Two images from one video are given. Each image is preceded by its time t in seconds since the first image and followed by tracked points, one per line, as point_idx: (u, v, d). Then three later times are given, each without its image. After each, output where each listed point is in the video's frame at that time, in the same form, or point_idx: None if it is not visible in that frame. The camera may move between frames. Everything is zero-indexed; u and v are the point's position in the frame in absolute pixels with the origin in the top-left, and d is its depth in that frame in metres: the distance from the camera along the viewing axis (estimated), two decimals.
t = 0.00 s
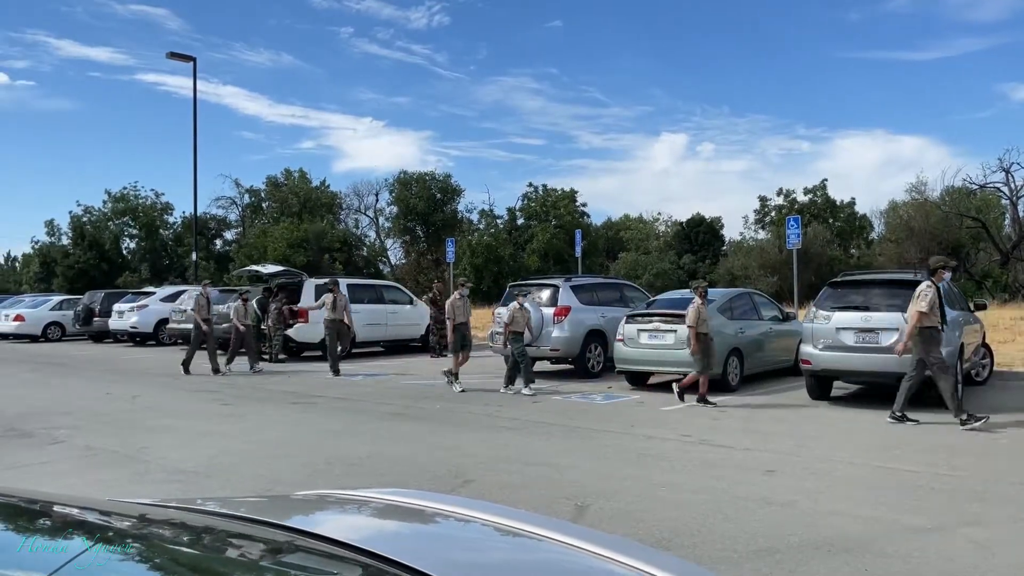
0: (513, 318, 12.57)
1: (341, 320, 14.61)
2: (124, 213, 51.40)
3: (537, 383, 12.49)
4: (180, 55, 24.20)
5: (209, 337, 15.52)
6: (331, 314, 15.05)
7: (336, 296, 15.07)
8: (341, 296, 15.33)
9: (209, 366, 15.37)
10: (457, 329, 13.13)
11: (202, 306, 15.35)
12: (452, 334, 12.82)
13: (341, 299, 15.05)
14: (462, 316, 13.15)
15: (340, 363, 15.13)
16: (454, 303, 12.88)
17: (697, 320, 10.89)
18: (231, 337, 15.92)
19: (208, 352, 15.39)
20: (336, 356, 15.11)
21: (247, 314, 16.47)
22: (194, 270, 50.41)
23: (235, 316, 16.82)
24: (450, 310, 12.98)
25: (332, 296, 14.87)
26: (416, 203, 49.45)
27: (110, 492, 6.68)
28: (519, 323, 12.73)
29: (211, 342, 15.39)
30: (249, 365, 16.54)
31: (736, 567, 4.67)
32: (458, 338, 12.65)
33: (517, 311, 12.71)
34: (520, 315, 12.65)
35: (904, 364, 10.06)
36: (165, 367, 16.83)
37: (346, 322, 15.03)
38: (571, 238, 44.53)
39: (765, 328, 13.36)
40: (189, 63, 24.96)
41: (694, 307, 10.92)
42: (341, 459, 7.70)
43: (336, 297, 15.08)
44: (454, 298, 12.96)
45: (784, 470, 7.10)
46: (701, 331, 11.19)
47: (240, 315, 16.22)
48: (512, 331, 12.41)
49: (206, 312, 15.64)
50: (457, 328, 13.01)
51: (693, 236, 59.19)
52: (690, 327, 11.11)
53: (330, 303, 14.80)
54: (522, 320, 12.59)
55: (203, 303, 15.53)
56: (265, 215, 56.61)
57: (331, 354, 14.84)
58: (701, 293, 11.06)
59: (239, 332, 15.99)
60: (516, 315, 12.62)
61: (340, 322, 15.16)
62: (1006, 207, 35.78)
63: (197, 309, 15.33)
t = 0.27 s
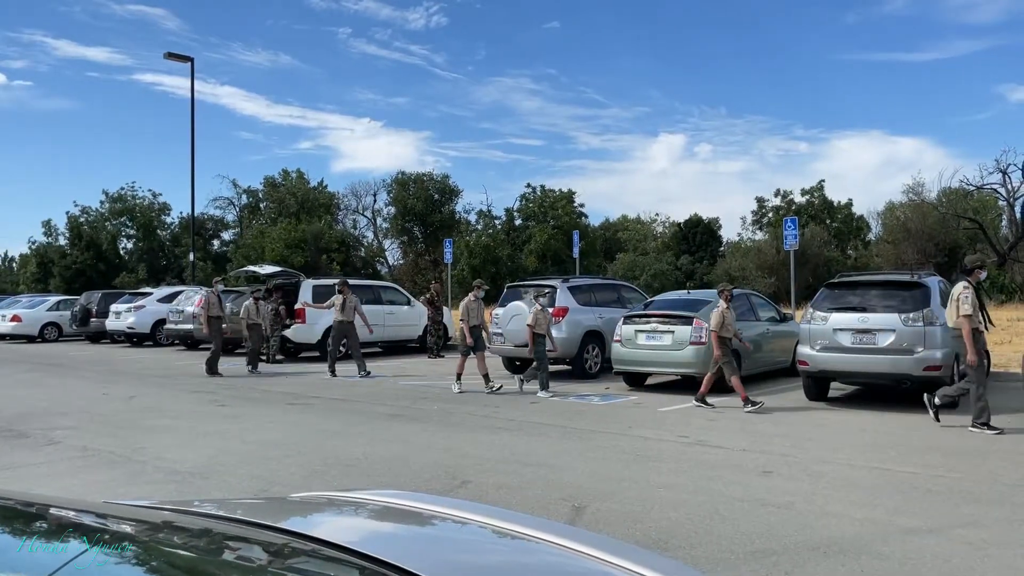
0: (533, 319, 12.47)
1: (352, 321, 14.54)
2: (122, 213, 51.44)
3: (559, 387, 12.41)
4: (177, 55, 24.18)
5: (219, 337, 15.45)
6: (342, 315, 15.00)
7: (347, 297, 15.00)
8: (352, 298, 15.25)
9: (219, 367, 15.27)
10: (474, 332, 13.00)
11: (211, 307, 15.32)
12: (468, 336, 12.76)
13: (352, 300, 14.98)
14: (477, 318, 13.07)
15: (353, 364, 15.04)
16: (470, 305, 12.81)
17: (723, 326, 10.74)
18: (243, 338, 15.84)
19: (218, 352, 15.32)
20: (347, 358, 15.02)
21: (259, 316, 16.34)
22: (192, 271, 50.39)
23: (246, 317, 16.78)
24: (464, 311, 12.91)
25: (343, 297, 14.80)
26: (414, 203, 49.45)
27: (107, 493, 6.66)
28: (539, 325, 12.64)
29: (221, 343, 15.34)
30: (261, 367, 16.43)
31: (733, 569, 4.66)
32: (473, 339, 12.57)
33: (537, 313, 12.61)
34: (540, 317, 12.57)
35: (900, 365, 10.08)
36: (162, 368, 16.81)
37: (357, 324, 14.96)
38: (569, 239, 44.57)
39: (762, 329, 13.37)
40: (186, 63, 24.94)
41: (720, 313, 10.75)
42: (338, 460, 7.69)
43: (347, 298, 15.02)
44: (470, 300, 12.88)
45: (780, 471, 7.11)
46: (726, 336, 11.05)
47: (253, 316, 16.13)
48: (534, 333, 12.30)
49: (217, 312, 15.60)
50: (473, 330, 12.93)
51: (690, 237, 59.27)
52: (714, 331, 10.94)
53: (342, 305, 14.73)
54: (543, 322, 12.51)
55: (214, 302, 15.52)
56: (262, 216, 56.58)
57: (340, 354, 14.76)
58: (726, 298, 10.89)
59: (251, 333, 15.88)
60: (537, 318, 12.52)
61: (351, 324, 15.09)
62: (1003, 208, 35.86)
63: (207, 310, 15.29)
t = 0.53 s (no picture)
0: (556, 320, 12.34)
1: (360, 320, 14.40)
2: (118, 213, 51.27)
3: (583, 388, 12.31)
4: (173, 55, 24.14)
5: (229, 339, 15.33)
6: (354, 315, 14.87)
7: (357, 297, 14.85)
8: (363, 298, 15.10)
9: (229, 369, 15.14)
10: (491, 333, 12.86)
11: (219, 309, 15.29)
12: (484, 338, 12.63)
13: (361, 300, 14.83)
14: (494, 318, 12.93)
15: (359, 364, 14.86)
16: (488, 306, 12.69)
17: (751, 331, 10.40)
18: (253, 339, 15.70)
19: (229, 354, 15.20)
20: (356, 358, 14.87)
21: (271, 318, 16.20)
22: (188, 272, 50.33)
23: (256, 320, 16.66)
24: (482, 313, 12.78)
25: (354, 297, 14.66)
26: (411, 204, 49.43)
27: (101, 494, 6.63)
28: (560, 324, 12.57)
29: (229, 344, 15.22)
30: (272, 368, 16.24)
31: (729, 570, 4.65)
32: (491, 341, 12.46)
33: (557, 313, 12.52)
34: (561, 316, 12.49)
35: (897, 366, 10.09)
36: (157, 369, 16.76)
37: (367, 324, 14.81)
38: (565, 240, 44.57)
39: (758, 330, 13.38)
40: (182, 63, 24.90)
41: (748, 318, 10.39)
42: (334, 461, 7.67)
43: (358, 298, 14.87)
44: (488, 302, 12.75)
45: (777, 472, 7.12)
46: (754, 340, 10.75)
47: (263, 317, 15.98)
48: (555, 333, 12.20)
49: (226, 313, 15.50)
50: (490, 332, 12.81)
51: (687, 238, 59.33)
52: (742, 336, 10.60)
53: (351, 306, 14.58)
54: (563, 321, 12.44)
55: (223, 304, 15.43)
56: (259, 216, 56.51)
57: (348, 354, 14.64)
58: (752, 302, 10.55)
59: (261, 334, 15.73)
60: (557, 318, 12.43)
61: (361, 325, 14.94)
62: (999, 210, 35.95)
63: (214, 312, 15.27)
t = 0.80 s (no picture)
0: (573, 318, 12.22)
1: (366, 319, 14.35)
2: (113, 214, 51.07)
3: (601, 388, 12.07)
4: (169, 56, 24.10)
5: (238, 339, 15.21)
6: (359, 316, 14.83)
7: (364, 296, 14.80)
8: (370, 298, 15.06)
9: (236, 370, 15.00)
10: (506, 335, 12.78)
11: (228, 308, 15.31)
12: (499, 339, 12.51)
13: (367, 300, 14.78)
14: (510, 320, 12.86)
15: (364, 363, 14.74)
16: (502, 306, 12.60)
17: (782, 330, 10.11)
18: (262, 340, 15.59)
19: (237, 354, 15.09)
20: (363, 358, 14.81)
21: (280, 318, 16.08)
22: (183, 272, 50.23)
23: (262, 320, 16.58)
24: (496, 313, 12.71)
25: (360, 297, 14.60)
26: (407, 205, 49.41)
27: (96, 495, 6.61)
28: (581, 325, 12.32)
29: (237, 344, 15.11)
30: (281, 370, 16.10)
31: (725, 571, 4.65)
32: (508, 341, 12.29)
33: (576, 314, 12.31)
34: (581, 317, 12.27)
35: (891, 366, 10.11)
36: (152, 370, 16.71)
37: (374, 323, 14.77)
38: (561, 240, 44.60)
39: (753, 331, 13.38)
40: (177, 64, 24.86)
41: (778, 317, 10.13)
42: (329, 462, 7.65)
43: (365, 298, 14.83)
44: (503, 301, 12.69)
45: (772, 473, 7.13)
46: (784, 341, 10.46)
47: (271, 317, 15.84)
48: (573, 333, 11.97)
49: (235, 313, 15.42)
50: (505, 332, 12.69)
51: (682, 238, 59.44)
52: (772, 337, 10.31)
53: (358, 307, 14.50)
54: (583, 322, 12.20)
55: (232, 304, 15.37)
56: (254, 217, 56.46)
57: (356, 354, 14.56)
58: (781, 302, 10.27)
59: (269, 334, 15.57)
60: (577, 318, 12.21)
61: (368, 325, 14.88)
62: (993, 211, 36.05)
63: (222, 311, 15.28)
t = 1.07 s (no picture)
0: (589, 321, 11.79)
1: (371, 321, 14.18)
2: (106, 214, 50.88)
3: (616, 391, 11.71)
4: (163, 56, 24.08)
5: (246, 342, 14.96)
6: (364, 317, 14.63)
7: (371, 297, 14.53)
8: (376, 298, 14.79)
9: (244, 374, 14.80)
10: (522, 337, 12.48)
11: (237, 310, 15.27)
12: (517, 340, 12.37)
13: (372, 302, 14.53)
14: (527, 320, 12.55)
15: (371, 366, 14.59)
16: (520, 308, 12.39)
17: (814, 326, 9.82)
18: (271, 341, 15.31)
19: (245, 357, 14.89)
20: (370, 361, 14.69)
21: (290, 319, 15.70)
22: (177, 273, 50.12)
23: (269, 320, 16.35)
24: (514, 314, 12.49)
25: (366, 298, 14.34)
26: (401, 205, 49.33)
27: (90, 496, 6.60)
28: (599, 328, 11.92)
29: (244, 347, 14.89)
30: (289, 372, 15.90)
31: (718, 571, 4.66)
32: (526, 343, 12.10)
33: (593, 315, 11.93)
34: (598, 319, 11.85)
35: (885, 367, 10.15)
36: (146, 371, 16.68)
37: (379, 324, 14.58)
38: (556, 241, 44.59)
39: (748, 332, 13.41)
40: (172, 64, 24.83)
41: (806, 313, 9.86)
42: (324, 463, 7.64)
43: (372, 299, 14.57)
44: (522, 302, 12.43)
45: (767, 473, 7.14)
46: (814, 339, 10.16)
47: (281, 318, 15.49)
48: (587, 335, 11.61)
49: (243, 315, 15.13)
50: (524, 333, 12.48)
51: (677, 239, 59.50)
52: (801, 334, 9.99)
53: (364, 312, 14.28)
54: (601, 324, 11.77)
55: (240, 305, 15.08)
56: (248, 218, 56.39)
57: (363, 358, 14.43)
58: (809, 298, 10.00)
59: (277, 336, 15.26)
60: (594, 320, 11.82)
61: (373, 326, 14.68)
62: (987, 212, 36.14)
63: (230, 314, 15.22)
